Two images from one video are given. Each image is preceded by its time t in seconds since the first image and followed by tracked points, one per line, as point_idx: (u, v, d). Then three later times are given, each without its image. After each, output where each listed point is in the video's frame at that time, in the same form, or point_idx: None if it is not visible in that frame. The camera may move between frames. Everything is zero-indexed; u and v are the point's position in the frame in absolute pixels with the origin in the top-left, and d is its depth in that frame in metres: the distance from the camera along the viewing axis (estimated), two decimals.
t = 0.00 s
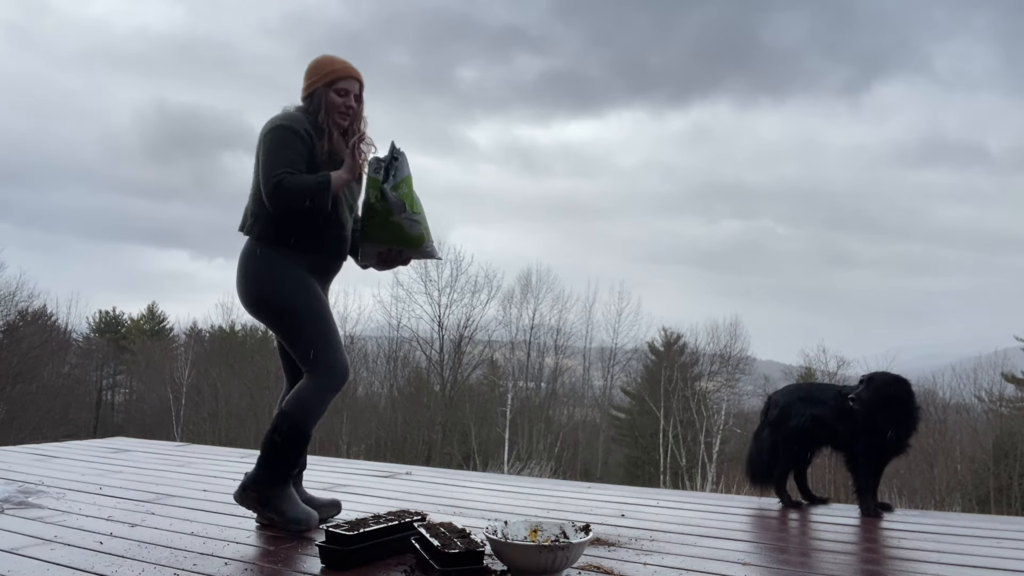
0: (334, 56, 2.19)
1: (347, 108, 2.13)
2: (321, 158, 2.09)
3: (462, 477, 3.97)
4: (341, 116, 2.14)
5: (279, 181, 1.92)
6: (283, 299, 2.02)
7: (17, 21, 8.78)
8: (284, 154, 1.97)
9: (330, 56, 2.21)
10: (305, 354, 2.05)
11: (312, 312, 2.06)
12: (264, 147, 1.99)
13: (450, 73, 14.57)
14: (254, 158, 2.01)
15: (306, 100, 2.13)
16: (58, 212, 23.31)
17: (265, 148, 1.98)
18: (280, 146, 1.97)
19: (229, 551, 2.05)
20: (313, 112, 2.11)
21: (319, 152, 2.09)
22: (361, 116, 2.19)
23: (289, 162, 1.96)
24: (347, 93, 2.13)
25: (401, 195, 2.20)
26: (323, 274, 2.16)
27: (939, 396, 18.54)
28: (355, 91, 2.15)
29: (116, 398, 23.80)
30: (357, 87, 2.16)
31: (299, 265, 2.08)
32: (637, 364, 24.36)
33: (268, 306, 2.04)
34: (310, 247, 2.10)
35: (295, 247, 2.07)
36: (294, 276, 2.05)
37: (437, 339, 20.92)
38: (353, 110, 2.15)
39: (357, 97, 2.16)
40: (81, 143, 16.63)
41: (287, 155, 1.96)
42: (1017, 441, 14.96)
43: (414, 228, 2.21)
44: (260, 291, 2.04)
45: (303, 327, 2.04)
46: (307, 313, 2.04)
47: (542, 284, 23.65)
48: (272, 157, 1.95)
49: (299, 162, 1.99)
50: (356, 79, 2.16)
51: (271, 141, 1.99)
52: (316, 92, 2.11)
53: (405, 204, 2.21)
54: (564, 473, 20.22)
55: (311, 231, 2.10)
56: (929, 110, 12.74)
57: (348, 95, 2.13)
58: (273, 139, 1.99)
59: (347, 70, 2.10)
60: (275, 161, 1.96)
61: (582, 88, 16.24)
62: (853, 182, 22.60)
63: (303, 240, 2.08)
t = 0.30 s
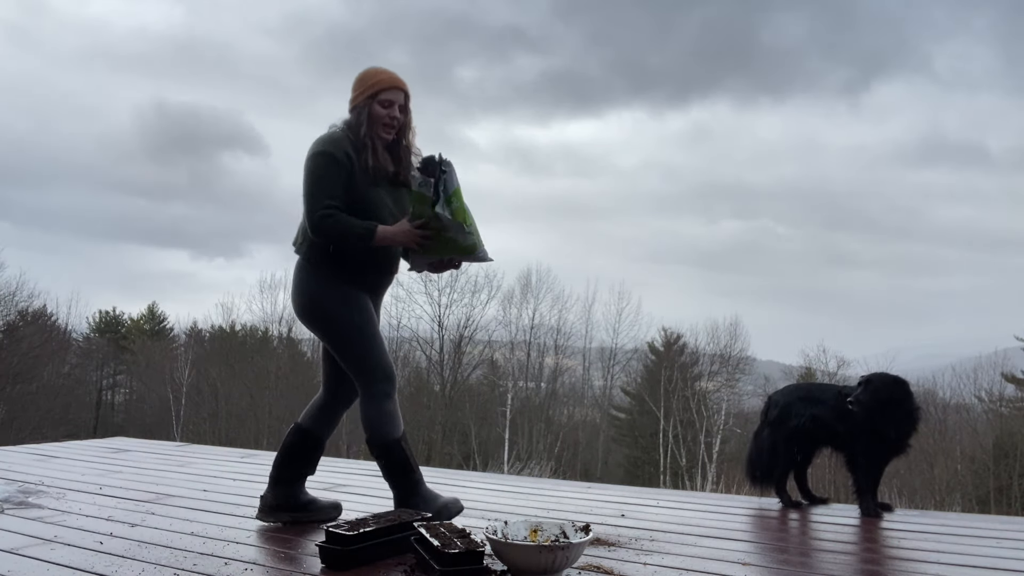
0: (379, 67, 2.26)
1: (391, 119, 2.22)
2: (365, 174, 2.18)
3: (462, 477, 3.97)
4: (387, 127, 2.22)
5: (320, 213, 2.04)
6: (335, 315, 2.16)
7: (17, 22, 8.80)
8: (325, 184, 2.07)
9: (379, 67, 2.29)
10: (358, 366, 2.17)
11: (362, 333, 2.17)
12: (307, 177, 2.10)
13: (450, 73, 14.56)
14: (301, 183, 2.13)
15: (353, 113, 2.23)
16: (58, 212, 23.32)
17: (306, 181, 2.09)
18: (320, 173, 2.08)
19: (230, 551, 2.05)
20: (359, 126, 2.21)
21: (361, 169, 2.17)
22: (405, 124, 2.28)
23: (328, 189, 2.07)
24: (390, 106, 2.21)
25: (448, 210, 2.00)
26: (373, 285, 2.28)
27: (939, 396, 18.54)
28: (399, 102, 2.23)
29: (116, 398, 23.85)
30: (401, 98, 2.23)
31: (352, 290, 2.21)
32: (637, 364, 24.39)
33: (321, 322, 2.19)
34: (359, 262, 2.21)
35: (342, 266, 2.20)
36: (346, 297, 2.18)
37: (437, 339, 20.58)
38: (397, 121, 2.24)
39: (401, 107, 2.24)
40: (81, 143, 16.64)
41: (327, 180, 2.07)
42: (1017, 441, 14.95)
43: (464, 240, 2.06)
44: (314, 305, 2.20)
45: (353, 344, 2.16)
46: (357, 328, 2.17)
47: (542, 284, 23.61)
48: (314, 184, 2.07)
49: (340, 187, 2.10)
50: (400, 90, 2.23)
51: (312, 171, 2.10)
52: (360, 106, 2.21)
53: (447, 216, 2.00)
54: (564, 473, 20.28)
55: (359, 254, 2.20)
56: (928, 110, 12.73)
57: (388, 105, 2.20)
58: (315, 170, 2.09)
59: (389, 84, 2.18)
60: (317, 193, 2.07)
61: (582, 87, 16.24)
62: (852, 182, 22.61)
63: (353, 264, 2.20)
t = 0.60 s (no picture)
0: (435, 72, 2.26)
1: (446, 124, 2.22)
2: (417, 185, 2.19)
3: (462, 477, 3.97)
4: (440, 134, 2.22)
5: (379, 230, 2.06)
6: (386, 324, 2.18)
7: (16, 22, 8.81)
8: (382, 199, 2.09)
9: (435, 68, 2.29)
10: (404, 378, 2.19)
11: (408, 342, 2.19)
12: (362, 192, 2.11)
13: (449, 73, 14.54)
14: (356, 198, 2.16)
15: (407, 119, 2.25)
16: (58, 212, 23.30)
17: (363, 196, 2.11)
18: (375, 190, 2.09)
19: (230, 550, 2.05)
20: (412, 135, 2.21)
21: (412, 180, 2.17)
22: (458, 131, 2.28)
23: (384, 206, 2.09)
24: (445, 111, 2.21)
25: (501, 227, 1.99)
26: (424, 293, 2.29)
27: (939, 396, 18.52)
28: (453, 107, 2.22)
29: (116, 398, 23.91)
30: (455, 103, 2.23)
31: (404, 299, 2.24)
32: (637, 364, 24.40)
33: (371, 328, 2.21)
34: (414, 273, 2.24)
35: (397, 278, 2.23)
36: (397, 307, 2.21)
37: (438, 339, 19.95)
38: (450, 126, 2.23)
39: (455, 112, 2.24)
40: (81, 144, 16.64)
41: (382, 198, 2.09)
42: (1017, 441, 14.93)
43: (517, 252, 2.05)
44: (365, 313, 2.22)
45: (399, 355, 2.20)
46: (406, 339, 2.20)
47: (542, 284, 23.45)
48: (370, 202, 2.09)
49: (394, 203, 2.11)
50: (454, 96, 2.22)
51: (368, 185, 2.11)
52: (416, 114, 2.22)
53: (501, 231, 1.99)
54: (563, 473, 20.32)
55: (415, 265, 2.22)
56: (928, 110, 12.72)
57: (443, 111, 2.21)
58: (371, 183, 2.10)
59: (444, 90, 2.18)
60: (374, 209, 2.09)
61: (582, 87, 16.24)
62: (853, 182, 22.59)
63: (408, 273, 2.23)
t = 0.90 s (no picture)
0: (469, 93, 2.23)
1: (476, 151, 2.21)
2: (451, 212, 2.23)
3: (461, 477, 3.97)
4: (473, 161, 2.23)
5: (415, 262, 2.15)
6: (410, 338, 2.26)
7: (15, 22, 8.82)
8: (418, 233, 2.16)
9: (473, 88, 2.25)
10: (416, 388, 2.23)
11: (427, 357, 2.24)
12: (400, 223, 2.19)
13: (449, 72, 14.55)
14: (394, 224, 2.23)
15: (442, 141, 2.25)
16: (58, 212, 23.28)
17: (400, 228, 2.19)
18: (410, 224, 2.16)
19: (231, 550, 2.05)
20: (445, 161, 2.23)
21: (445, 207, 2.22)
22: (491, 152, 2.27)
23: (414, 239, 2.17)
24: (475, 138, 2.20)
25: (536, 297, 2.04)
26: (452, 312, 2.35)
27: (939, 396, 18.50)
28: (486, 134, 2.20)
29: (116, 399, 23.97)
30: (488, 130, 2.20)
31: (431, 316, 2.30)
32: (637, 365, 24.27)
33: (395, 335, 2.31)
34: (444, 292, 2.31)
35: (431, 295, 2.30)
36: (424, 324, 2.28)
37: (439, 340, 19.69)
38: (483, 152, 2.22)
39: (488, 137, 2.22)
40: (81, 144, 16.64)
41: (411, 231, 2.17)
42: (1017, 441, 14.92)
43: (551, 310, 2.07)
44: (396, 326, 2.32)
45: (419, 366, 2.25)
46: (425, 352, 2.25)
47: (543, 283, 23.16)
48: (407, 235, 2.17)
49: (428, 234, 2.18)
50: (488, 121, 2.20)
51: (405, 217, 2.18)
52: (449, 139, 2.23)
53: (535, 301, 2.03)
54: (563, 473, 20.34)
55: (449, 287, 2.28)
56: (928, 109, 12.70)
57: (475, 139, 2.20)
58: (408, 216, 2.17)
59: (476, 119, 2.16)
60: (411, 242, 2.16)
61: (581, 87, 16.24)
62: (853, 181, 22.54)
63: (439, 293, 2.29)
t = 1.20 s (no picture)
0: (489, 164, 2.44)
1: (494, 221, 2.44)
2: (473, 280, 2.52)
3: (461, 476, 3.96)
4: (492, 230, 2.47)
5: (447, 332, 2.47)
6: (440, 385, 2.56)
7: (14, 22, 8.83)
8: (448, 308, 2.48)
9: (495, 159, 2.46)
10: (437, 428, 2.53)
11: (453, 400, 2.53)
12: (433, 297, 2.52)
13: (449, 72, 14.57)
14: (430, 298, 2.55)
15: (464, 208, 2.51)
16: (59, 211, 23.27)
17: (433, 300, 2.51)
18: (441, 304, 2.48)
19: (231, 550, 2.05)
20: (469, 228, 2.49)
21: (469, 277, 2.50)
22: (511, 218, 2.49)
23: (443, 313, 2.48)
24: (494, 209, 2.43)
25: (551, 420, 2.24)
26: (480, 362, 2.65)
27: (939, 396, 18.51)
28: (503, 204, 2.43)
29: (116, 399, 23.98)
30: (505, 200, 2.43)
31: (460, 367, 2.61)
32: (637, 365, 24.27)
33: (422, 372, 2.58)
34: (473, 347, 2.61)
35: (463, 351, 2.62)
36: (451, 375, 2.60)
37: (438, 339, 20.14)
38: (502, 220, 2.45)
39: (507, 205, 2.45)
40: (81, 144, 16.63)
41: (439, 305, 2.48)
42: (1016, 441, 14.93)
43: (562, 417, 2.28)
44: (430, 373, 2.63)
45: (432, 405, 2.48)
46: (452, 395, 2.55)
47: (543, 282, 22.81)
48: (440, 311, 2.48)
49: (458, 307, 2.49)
50: (504, 191, 2.42)
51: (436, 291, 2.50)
52: (470, 208, 2.48)
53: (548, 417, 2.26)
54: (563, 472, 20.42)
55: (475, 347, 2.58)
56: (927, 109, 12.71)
57: (492, 212, 2.43)
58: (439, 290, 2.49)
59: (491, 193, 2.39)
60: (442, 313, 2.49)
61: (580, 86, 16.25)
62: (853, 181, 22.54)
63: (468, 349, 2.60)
